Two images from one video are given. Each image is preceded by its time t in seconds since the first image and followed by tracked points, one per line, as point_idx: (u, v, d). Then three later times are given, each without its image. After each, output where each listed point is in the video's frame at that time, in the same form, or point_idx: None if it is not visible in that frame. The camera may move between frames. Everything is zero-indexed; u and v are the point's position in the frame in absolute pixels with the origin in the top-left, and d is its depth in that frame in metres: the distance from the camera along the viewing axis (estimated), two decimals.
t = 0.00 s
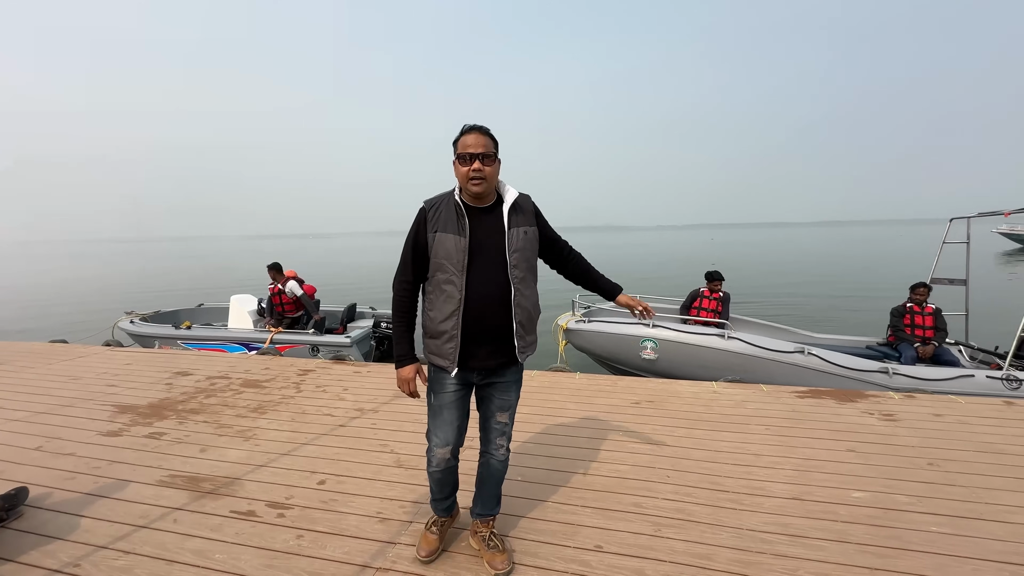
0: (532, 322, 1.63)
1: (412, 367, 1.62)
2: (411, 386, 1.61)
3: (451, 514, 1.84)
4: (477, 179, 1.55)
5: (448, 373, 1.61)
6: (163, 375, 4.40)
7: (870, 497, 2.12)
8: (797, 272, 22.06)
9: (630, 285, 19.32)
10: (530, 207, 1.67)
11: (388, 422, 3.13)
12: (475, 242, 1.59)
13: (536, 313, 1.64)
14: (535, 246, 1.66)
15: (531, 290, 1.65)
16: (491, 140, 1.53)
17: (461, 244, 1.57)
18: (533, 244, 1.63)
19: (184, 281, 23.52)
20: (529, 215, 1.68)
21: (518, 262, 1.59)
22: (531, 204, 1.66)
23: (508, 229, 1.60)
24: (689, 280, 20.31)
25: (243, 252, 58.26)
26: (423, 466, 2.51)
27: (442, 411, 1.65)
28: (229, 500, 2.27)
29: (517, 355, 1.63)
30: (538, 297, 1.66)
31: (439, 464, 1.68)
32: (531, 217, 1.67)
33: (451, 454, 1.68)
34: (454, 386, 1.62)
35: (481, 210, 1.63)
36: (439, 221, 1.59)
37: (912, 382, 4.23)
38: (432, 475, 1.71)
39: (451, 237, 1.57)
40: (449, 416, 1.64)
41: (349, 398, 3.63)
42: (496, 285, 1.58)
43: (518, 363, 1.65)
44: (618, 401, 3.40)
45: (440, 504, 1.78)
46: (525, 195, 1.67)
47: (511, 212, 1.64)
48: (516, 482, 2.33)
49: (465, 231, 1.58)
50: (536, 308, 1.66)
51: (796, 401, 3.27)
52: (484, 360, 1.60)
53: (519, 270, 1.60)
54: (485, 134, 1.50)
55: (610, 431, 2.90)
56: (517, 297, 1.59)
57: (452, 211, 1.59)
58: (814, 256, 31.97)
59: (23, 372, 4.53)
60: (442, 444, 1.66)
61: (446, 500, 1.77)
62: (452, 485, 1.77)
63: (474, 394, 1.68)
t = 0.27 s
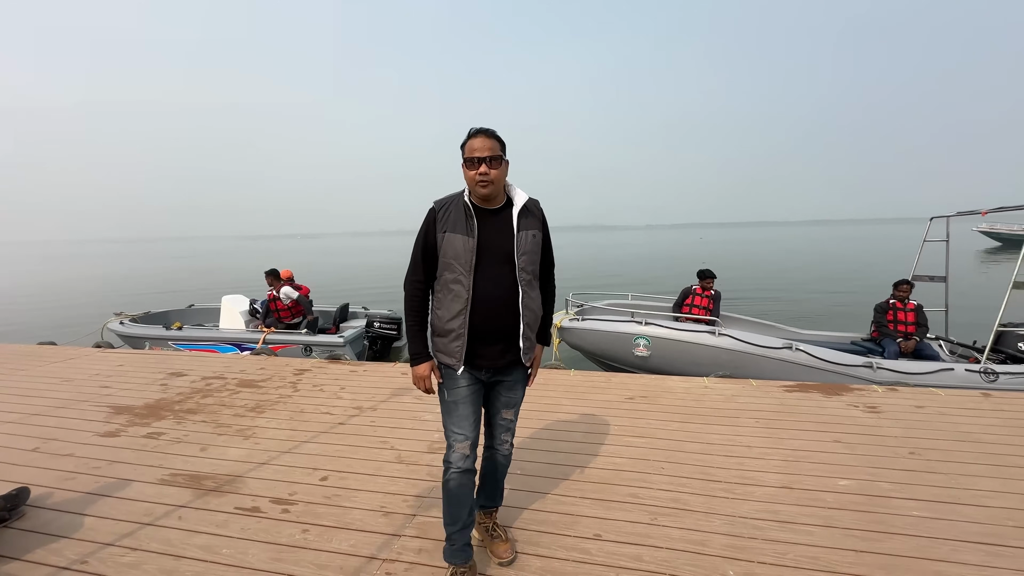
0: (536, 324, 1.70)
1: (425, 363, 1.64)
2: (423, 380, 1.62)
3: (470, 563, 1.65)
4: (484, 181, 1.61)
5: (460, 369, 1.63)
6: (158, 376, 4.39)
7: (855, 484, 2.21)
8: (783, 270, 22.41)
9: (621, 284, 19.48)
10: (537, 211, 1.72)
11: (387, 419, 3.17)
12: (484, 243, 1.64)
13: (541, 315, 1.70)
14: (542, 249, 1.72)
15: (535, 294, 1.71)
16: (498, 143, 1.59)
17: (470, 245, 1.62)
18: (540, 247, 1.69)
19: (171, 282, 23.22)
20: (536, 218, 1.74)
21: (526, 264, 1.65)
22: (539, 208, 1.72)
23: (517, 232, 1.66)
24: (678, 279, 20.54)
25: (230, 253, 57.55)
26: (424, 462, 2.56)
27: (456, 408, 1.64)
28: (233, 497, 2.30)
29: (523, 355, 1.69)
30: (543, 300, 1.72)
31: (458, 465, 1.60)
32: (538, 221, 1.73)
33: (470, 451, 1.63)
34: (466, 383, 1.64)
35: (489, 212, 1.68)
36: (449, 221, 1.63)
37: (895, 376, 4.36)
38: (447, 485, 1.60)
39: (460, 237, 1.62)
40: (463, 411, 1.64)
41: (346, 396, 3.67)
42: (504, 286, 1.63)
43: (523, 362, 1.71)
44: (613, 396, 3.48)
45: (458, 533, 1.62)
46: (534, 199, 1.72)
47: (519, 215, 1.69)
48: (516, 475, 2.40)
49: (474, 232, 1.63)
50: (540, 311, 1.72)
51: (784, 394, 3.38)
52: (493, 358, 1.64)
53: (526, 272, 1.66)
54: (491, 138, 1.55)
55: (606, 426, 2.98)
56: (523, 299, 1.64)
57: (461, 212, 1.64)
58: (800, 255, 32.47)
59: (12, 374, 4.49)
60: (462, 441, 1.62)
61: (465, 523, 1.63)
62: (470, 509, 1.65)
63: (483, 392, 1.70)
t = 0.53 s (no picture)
0: (540, 321, 1.77)
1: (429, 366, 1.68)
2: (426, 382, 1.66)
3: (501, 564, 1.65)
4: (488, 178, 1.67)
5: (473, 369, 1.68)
6: (152, 376, 4.38)
7: (839, 469, 2.32)
8: (770, 269, 22.76)
9: (611, 283, 19.65)
10: (540, 208, 1.80)
11: (386, 414, 3.22)
12: (490, 242, 1.70)
13: (545, 311, 1.78)
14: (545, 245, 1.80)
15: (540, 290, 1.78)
16: (502, 142, 1.64)
17: (477, 243, 1.68)
18: (544, 243, 1.77)
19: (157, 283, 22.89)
20: (538, 216, 1.82)
21: (531, 261, 1.72)
22: (541, 206, 1.80)
23: (521, 229, 1.73)
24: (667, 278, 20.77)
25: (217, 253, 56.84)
26: (425, 454, 2.62)
27: (470, 408, 1.69)
28: (238, 490, 2.34)
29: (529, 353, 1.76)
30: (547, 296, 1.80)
31: (477, 465, 1.63)
32: (540, 218, 1.81)
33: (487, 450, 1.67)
34: (477, 383, 1.69)
35: (493, 210, 1.74)
36: (455, 221, 1.68)
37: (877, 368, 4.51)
38: (469, 486, 1.62)
39: (467, 235, 1.68)
40: (478, 410, 1.69)
41: (345, 393, 3.71)
42: (510, 284, 1.70)
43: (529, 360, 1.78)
44: (607, 391, 3.57)
45: (485, 534, 1.63)
46: (536, 197, 1.80)
47: (523, 213, 1.77)
48: (515, 466, 2.47)
49: (480, 231, 1.69)
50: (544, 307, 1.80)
51: (772, 387, 3.49)
52: (502, 357, 1.70)
53: (532, 269, 1.73)
54: (495, 135, 1.61)
55: (601, 419, 3.07)
56: (530, 295, 1.72)
57: (467, 211, 1.70)
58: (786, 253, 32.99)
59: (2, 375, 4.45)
60: (479, 442, 1.66)
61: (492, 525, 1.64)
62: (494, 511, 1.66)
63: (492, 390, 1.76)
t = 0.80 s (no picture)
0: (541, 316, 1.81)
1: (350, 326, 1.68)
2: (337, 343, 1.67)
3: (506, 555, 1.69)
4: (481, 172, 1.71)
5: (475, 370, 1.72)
6: (145, 375, 4.37)
7: (822, 458, 2.41)
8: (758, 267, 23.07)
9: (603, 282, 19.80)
10: (536, 200, 1.85)
11: (382, 411, 3.27)
12: (487, 238, 1.75)
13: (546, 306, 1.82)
14: (543, 238, 1.84)
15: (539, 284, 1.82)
16: (492, 135, 1.68)
17: (474, 239, 1.74)
18: (542, 236, 1.81)
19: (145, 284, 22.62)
20: (536, 208, 1.87)
21: (531, 254, 1.76)
22: (536, 198, 1.84)
23: (519, 223, 1.78)
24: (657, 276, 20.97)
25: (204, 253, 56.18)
26: (421, 448, 2.67)
27: (472, 410, 1.72)
28: (237, 485, 2.37)
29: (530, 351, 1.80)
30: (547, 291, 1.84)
31: (479, 465, 1.67)
32: (538, 211, 1.86)
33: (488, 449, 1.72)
34: (479, 383, 1.74)
35: (488, 204, 1.80)
36: (452, 219, 1.74)
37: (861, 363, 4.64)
38: (472, 484, 1.66)
39: (464, 232, 1.73)
40: (479, 412, 1.73)
41: (340, 390, 3.74)
42: (510, 280, 1.75)
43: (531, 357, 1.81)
44: (599, 386, 3.65)
45: (489, 530, 1.67)
46: (530, 189, 1.84)
47: (519, 205, 1.81)
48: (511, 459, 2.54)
49: (477, 227, 1.74)
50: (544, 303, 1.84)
51: (759, 381, 3.59)
52: (503, 356, 1.74)
53: (532, 262, 1.78)
54: (483, 130, 1.64)
55: (593, 413, 3.14)
56: (530, 290, 1.76)
57: (463, 209, 1.76)
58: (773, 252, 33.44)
59: None
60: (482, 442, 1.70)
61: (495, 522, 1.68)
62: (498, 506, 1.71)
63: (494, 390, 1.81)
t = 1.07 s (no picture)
0: (538, 317, 1.83)
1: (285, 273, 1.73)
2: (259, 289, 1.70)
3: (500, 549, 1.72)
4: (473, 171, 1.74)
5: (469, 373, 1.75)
6: (138, 375, 4.36)
7: (808, 452, 2.48)
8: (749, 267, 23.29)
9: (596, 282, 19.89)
10: (530, 200, 1.88)
11: (377, 409, 3.29)
12: (478, 238, 1.78)
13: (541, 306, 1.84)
14: (538, 237, 1.87)
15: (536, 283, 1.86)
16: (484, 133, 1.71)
17: (465, 239, 1.76)
18: (536, 235, 1.84)
19: (134, 284, 22.38)
20: (530, 207, 1.90)
21: (524, 253, 1.79)
22: (531, 198, 1.88)
23: (513, 223, 1.80)
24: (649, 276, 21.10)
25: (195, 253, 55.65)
26: (416, 446, 2.71)
27: (465, 414, 1.75)
28: (234, 483, 2.40)
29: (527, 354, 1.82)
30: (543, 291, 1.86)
31: (473, 466, 1.69)
32: (531, 210, 1.89)
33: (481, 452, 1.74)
34: (473, 388, 1.76)
35: (480, 203, 1.84)
36: (443, 220, 1.77)
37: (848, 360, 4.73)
38: (467, 485, 1.69)
39: (455, 233, 1.76)
40: (473, 416, 1.75)
41: (335, 389, 3.76)
42: (504, 280, 1.77)
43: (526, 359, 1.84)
44: (591, 384, 3.70)
45: (484, 528, 1.69)
46: (524, 189, 1.87)
47: (513, 204, 1.85)
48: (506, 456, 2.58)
49: (469, 227, 1.77)
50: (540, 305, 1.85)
51: (748, 378, 3.66)
52: (495, 359, 1.77)
53: (525, 262, 1.80)
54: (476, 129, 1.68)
55: (586, 411, 3.19)
56: (525, 289, 1.78)
57: (454, 209, 1.78)
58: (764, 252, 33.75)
59: None
60: (475, 443, 1.72)
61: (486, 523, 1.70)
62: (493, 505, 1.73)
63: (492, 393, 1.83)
